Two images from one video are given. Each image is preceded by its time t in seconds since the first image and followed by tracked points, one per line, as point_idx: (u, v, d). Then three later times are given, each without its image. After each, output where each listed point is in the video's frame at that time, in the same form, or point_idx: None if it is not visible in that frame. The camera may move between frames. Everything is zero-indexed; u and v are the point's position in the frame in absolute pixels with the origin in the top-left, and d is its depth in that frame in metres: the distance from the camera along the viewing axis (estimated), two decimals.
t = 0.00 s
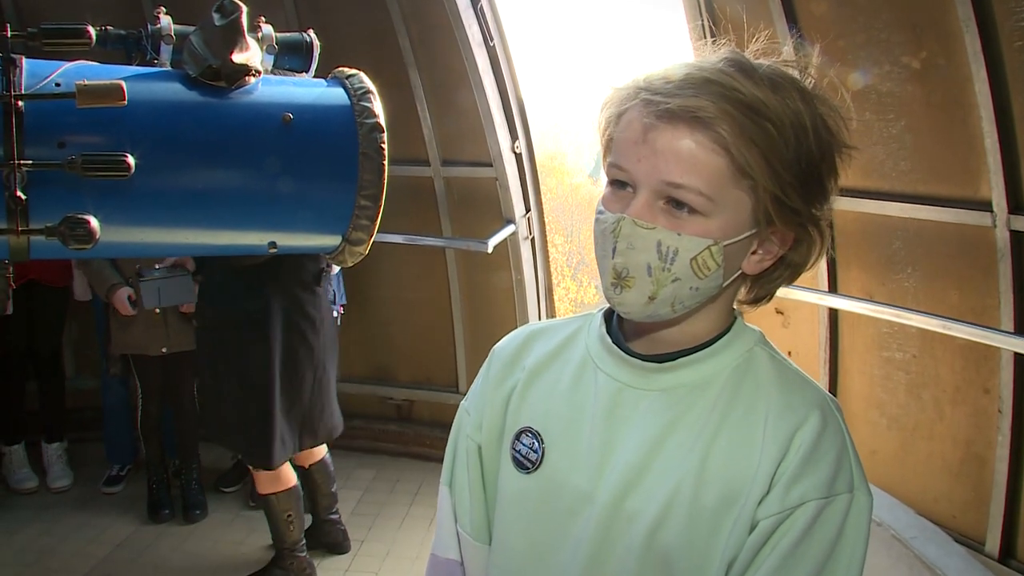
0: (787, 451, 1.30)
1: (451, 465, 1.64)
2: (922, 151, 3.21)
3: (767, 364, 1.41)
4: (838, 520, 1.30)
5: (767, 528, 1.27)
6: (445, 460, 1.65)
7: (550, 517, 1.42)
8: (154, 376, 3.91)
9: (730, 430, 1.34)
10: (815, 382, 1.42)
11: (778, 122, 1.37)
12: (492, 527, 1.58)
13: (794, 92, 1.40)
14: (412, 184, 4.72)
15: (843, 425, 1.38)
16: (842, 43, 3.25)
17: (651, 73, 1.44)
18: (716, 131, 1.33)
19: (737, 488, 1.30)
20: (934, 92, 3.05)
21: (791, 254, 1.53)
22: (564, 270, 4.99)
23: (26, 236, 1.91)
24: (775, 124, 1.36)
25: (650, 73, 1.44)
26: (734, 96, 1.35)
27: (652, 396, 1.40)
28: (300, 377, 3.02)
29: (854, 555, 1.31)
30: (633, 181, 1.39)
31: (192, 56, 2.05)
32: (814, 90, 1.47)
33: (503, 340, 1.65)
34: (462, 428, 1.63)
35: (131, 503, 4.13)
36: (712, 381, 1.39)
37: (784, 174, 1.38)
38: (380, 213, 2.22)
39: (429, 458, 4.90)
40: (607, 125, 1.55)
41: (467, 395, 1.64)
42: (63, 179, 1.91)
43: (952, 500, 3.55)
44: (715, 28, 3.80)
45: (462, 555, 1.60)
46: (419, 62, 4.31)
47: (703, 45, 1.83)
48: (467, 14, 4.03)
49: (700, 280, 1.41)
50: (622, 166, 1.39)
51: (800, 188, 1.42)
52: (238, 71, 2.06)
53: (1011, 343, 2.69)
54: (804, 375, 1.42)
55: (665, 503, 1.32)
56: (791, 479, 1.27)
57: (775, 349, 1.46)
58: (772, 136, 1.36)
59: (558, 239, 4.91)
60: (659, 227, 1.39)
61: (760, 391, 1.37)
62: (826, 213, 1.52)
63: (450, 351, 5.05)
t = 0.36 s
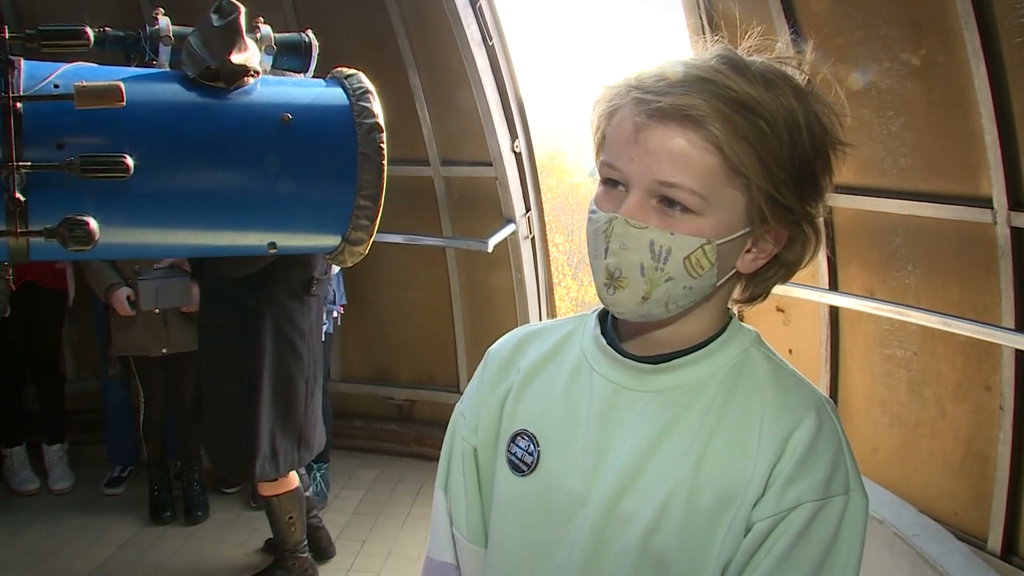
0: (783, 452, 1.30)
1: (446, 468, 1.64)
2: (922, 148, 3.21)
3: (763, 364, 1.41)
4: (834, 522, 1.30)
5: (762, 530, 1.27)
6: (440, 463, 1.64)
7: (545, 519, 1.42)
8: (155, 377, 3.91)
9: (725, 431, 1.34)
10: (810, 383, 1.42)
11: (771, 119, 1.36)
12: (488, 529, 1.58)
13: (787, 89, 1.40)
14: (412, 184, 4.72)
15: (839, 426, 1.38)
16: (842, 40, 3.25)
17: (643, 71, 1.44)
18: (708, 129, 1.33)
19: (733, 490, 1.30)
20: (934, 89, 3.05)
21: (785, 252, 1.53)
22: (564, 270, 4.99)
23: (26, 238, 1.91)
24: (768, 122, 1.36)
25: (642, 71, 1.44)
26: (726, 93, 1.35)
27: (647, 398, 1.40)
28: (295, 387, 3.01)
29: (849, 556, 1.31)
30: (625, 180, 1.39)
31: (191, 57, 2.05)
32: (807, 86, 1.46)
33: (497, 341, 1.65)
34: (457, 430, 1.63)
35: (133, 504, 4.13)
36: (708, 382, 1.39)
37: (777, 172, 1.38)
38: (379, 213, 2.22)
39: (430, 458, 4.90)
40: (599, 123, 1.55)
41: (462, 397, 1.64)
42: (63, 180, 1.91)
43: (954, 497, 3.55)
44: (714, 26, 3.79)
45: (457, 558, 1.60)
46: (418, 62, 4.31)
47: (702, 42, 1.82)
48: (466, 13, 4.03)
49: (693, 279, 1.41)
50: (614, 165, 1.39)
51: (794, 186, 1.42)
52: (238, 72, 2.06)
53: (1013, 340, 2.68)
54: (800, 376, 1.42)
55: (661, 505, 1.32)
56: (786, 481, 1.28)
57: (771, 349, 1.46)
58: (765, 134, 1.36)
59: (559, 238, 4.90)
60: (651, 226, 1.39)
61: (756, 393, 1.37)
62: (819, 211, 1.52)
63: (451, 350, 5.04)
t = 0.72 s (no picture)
0: (779, 455, 1.30)
1: (443, 472, 1.64)
2: (924, 147, 3.20)
3: (760, 366, 1.41)
4: (831, 525, 1.30)
5: (758, 533, 1.27)
6: (437, 467, 1.64)
7: (541, 523, 1.42)
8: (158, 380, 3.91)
9: (721, 434, 1.34)
10: (807, 386, 1.42)
11: (766, 119, 1.36)
12: (485, 533, 1.58)
13: (783, 88, 1.40)
14: (413, 185, 4.72)
15: (835, 429, 1.38)
16: (843, 39, 3.24)
17: (639, 71, 1.44)
18: (703, 130, 1.32)
19: (729, 492, 1.30)
20: (936, 88, 3.04)
21: (782, 252, 1.53)
22: (567, 270, 5.00)
23: (27, 241, 1.91)
24: (764, 122, 1.36)
25: (638, 71, 1.44)
26: (721, 93, 1.34)
27: (644, 401, 1.40)
28: (307, 385, 3.06)
29: (847, 559, 1.31)
30: (620, 181, 1.39)
31: (192, 59, 2.05)
32: (802, 85, 1.46)
33: (494, 345, 1.65)
34: (455, 434, 1.63)
35: (136, 507, 4.13)
36: (705, 385, 1.39)
37: (772, 172, 1.38)
38: (379, 214, 2.22)
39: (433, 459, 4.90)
40: (594, 123, 1.55)
41: (460, 401, 1.64)
42: (64, 182, 1.91)
43: (958, 497, 3.54)
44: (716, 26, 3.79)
45: (453, 562, 1.59)
46: (419, 63, 4.31)
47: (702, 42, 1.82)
48: (468, 14, 4.02)
49: (689, 279, 1.41)
50: (610, 165, 1.38)
51: (789, 186, 1.42)
52: (238, 74, 2.05)
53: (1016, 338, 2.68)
54: (797, 378, 1.42)
55: (657, 508, 1.32)
56: (782, 484, 1.27)
57: (768, 351, 1.46)
58: (761, 133, 1.35)
59: (561, 239, 4.90)
60: (647, 227, 1.39)
61: (752, 394, 1.37)
62: (815, 210, 1.52)
63: (453, 351, 5.04)
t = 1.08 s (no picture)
0: (778, 457, 1.30)
1: (443, 475, 1.64)
2: (926, 147, 3.20)
3: (760, 369, 1.41)
4: (830, 528, 1.30)
5: (757, 536, 1.27)
6: (437, 470, 1.65)
7: (541, 526, 1.42)
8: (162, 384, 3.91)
9: (720, 436, 1.34)
10: (807, 388, 1.42)
11: (766, 121, 1.36)
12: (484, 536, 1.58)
13: (782, 90, 1.40)
14: (416, 188, 4.73)
15: (835, 432, 1.38)
16: (844, 40, 3.25)
17: (638, 75, 1.44)
18: (703, 132, 1.33)
19: (728, 494, 1.30)
20: (937, 89, 3.04)
21: (783, 254, 1.53)
22: (569, 272, 5.00)
23: (31, 245, 1.92)
24: (763, 124, 1.36)
25: (637, 74, 1.44)
26: (720, 96, 1.35)
27: (644, 404, 1.40)
28: (317, 382, 3.06)
29: (847, 562, 1.30)
30: (620, 183, 1.39)
31: (195, 64, 2.05)
32: (802, 87, 1.46)
33: (494, 348, 1.65)
34: (454, 437, 1.63)
35: (140, 510, 4.14)
36: (705, 387, 1.39)
37: (772, 174, 1.38)
38: (382, 217, 2.23)
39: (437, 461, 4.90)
40: (594, 127, 1.55)
41: (459, 404, 1.64)
42: (67, 187, 1.92)
43: (961, 497, 3.54)
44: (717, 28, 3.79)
45: (453, 565, 1.60)
46: (421, 66, 4.32)
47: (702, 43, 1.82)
48: (469, 17, 4.03)
49: (690, 281, 1.41)
50: (610, 168, 1.39)
51: (789, 187, 1.42)
52: (240, 78, 2.06)
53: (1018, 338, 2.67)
54: (797, 381, 1.42)
55: (656, 511, 1.32)
56: (781, 486, 1.28)
57: (768, 353, 1.46)
58: (760, 135, 1.35)
59: (564, 241, 4.91)
60: (647, 229, 1.39)
61: (752, 397, 1.37)
62: (816, 212, 1.52)
63: (456, 354, 5.05)
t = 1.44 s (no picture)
0: (777, 456, 1.30)
1: (442, 473, 1.65)
2: (925, 146, 3.20)
3: (759, 367, 1.41)
4: (829, 526, 1.30)
5: (756, 534, 1.27)
6: (436, 467, 1.65)
7: (540, 524, 1.42)
8: (162, 384, 3.90)
9: (720, 434, 1.34)
10: (806, 387, 1.42)
11: (762, 120, 1.37)
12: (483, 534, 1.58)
13: (778, 89, 1.40)
14: (416, 187, 4.73)
15: (833, 430, 1.38)
16: (843, 39, 3.25)
17: (633, 76, 1.44)
18: (699, 134, 1.33)
19: (727, 492, 1.31)
20: (936, 87, 3.04)
21: (780, 253, 1.53)
22: (570, 271, 5.01)
23: (31, 245, 1.92)
24: (759, 124, 1.36)
25: (632, 76, 1.44)
26: (716, 97, 1.35)
27: (642, 403, 1.40)
28: (322, 378, 3.08)
29: (846, 561, 1.31)
30: (617, 186, 1.40)
31: (195, 64, 2.06)
32: (798, 86, 1.47)
33: (492, 346, 1.66)
34: (454, 435, 1.63)
35: (140, 510, 4.14)
36: (704, 386, 1.39)
37: (769, 174, 1.38)
38: (381, 217, 2.23)
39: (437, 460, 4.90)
40: (590, 128, 1.56)
41: (458, 402, 1.65)
42: (67, 186, 1.93)
43: (961, 495, 3.54)
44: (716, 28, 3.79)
45: (452, 563, 1.60)
46: (421, 66, 4.32)
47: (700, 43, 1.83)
48: (469, 16, 4.02)
49: (688, 282, 1.41)
50: (606, 171, 1.39)
51: (785, 186, 1.42)
52: (240, 78, 2.06)
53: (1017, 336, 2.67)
54: (796, 380, 1.42)
55: (656, 509, 1.32)
56: (780, 484, 1.28)
57: (767, 352, 1.46)
58: (757, 135, 1.36)
59: (564, 240, 4.91)
60: (644, 232, 1.39)
61: (751, 395, 1.37)
62: (813, 210, 1.53)
63: (456, 352, 5.05)
